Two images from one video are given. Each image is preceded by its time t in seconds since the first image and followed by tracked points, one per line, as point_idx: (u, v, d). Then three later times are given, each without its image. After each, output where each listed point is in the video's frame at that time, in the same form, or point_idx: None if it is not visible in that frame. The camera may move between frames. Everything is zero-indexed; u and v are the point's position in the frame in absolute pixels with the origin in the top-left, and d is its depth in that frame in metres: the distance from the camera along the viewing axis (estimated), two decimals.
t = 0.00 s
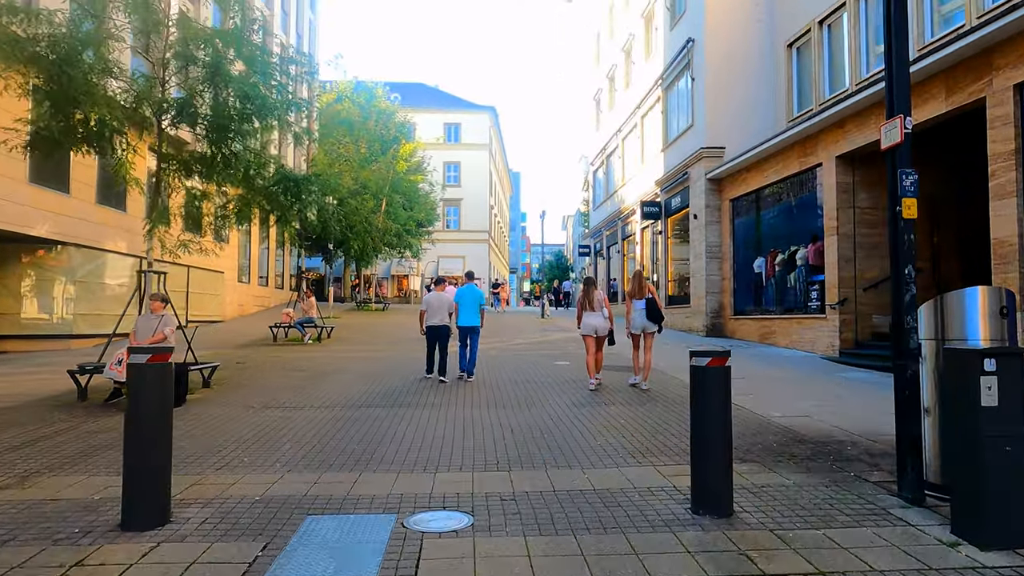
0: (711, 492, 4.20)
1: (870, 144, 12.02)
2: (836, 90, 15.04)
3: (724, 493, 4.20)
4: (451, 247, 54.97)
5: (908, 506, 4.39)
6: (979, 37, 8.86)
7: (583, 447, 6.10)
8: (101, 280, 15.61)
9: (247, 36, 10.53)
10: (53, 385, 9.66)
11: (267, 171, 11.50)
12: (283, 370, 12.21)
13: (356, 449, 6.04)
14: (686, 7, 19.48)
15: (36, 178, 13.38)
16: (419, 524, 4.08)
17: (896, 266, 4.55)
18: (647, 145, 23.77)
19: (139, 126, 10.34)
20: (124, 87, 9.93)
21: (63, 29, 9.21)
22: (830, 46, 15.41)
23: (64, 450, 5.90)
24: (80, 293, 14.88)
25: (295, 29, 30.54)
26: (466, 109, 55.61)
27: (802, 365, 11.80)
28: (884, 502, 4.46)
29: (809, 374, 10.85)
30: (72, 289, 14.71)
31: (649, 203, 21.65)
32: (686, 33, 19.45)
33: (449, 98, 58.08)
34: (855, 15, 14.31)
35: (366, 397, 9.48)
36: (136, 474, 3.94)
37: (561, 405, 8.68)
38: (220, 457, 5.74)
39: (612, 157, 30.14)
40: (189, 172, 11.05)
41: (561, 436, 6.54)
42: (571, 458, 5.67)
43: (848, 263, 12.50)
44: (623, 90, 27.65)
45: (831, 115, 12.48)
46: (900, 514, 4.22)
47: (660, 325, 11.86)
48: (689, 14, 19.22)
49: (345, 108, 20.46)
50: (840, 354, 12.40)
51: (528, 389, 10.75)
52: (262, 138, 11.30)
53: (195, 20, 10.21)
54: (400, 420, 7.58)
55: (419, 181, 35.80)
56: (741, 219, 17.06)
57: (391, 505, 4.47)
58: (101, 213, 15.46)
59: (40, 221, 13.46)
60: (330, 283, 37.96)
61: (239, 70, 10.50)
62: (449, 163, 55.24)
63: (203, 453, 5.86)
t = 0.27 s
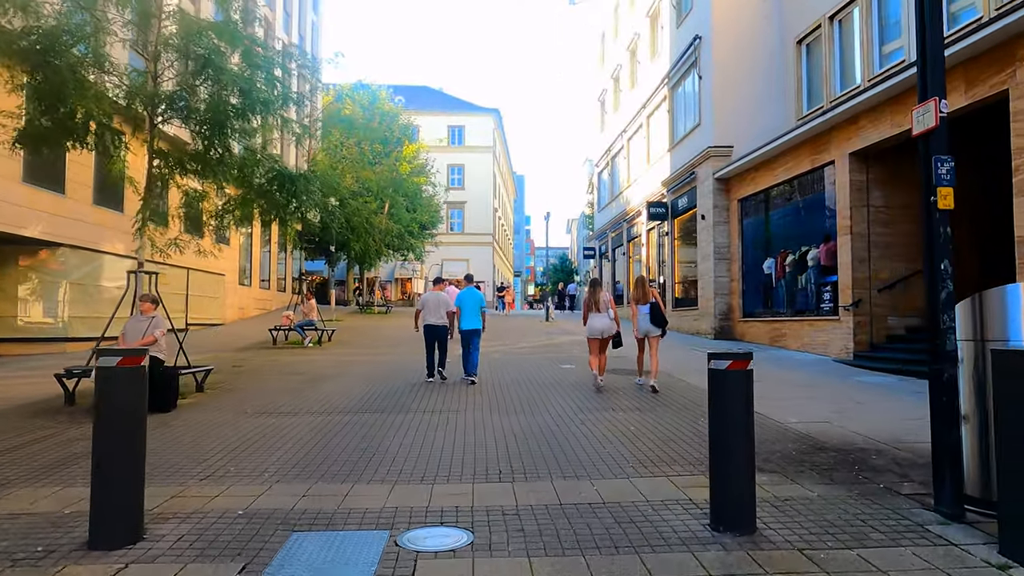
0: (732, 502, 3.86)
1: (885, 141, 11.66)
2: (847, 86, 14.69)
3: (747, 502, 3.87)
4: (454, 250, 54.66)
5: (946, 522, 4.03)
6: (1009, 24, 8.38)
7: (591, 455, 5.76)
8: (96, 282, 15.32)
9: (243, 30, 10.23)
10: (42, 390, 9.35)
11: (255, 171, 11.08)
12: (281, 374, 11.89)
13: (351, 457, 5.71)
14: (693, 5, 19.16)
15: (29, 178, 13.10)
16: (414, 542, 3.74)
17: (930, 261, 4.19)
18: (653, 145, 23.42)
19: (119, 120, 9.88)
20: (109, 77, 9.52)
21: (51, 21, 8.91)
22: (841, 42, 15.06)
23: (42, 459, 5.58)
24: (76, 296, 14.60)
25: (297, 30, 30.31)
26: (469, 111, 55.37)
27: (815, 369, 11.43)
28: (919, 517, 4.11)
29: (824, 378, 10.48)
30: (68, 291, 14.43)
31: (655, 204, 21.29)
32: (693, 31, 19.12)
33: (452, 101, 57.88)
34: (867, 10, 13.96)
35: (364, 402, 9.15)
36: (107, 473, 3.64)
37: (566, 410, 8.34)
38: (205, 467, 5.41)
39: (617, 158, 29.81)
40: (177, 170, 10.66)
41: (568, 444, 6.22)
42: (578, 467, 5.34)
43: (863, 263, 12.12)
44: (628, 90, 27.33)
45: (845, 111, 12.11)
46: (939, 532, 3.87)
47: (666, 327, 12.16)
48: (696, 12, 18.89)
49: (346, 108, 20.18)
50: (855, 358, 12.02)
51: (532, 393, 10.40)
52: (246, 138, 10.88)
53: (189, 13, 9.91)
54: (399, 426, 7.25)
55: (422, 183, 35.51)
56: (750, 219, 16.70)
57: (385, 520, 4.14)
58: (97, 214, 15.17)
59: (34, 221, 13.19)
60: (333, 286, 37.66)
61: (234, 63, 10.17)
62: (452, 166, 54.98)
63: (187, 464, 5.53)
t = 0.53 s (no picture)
0: (759, 515, 3.53)
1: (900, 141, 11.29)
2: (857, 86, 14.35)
3: (773, 514, 3.54)
4: (457, 253, 54.37)
5: (989, 553, 3.67)
6: None
7: (598, 472, 5.42)
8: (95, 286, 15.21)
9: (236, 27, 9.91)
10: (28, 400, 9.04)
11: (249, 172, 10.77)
12: (277, 381, 11.57)
13: (344, 475, 5.40)
14: (698, 4, 18.84)
15: (20, 181, 12.83)
16: None
17: (969, 267, 3.87)
18: (658, 147, 23.10)
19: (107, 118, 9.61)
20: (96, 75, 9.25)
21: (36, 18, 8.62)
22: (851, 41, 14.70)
23: (14, 477, 5.26)
24: (69, 301, 14.31)
25: (298, 33, 30.09)
26: (472, 114, 55.17)
27: (828, 376, 11.06)
28: (959, 548, 3.76)
29: (837, 386, 10.12)
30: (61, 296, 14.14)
31: (660, 207, 20.96)
32: (698, 30, 18.79)
33: (455, 104, 57.68)
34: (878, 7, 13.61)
35: (361, 411, 8.82)
36: (67, 483, 3.32)
37: (570, 419, 8.00)
38: (186, 487, 5.09)
39: (621, 160, 29.50)
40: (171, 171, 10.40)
41: (573, 459, 5.89)
42: (585, 487, 5.02)
43: (876, 267, 11.76)
44: (632, 91, 27.02)
45: (857, 110, 11.77)
46: (982, 564, 3.52)
47: (668, 328, 12.35)
48: (702, 11, 18.56)
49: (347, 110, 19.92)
50: (868, 364, 11.65)
51: (536, 400, 10.08)
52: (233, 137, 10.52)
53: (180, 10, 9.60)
54: (396, 439, 6.92)
55: (424, 186, 35.24)
56: (758, 222, 16.35)
57: (375, 549, 3.80)
58: (92, 218, 14.91)
59: (26, 225, 12.91)
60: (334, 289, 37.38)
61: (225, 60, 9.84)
62: (455, 169, 54.74)
63: (169, 484, 5.20)
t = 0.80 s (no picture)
0: (779, 521, 3.19)
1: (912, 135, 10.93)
2: (866, 81, 14.00)
3: (795, 519, 3.20)
4: (458, 255, 54.06)
5: None
6: None
7: (600, 481, 5.08)
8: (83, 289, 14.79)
9: (225, 17, 9.56)
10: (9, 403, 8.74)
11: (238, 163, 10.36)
12: (271, 384, 11.24)
13: (330, 484, 5.08)
14: None
15: (9, 179, 12.54)
16: None
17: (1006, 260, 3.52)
18: (661, 146, 22.75)
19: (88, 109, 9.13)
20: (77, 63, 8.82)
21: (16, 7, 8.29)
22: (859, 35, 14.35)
23: None
24: (60, 301, 14.02)
25: (296, 31, 29.77)
26: (473, 115, 54.88)
27: (837, 378, 10.72)
28: (997, 567, 3.41)
29: (848, 389, 9.77)
30: (51, 297, 13.85)
31: (663, 206, 20.61)
32: (702, 26, 18.44)
33: (457, 105, 57.42)
34: None
35: (353, 415, 8.48)
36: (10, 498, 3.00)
37: (571, 422, 7.66)
38: (159, 498, 4.73)
39: (623, 160, 29.17)
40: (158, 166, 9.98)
41: (574, 466, 5.56)
42: (586, 497, 4.68)
43: (887, 265, 11.41)
44: (634, 90, 26.69)
45: (867, 103, 11.40)
46: None
47: (673, 331, 11.97)
48: (706, 6, 18.21)
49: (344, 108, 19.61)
50: (880, 366, 11.29)
51: (536, 403, 9.74)
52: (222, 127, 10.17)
53: None
54: (387, 445, 6.58)
55: (424, 187, 34.95)
56: (763, 221, 16.00)
57: (354, 568, 3.45)
58: (83, 217, 14.57)
59: (15, 224, 12.61)
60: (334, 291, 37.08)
61: (212, 49, 9.47)
62: (456, 170, 54.46)
63: (141, 493, 4.84)
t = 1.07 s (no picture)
0: (806, 552, 2.86)
1: (926, 134, 10.56)
2: (874, 79, 13.63)
3: (825, 550, 2.86)
4: (458, 257, 53.69)
5: None
6: None
7: (604, 505, 4.72)
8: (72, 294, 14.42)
9: (212, 12, 9.18)
10: None
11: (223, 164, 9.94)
12: (261, 392, 10.85)
13: (312, 507, 4.75)
14: None
15: None
16: None
17: None
18: (663, 147, 22.39)
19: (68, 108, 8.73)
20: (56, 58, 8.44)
21: None
22: (867, 32, 13.97)
23: None
24: (48, 306, 13.65)
25: (294, 32, 29.44)
26: (473, 116, 54.55)
27: (849, 386, 10.33)
28: None
29: (861, 398, 9.38)
30: (38, 302, 13.47)
31: (666, 207, 20.24)
32: (706, 24, 18.09)
33: (457, 106, 57.08)
34: None
35: (345, 427, 8.12)
36: None
37: (572, 434, 7.30)
38: (127, 526, 4.38)
39: (625, 161, 28.82)
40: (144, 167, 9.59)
41: (575, 487, 5.21)
42: (589, 524, 4.33)
43: (899, 269, 11.04)
44: (636, 90, 26.33)
45: (878, 102, 11.03)
46: None
47: (677, 332, 11.74)
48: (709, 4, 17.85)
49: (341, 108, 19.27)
50: (891, 373, 10.92)
51: (536, 411, 9.38)
52: (209, 125, 9.83)
53: None
54: (378, 462, 6.22)
55: (423, 189, 34.60)
56: (769, 222, 15.62)
57: None
58: (71, 219, 14.21)
59: None
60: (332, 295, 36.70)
61: (197, 45, 9.09)
62: (456, 172, 54.12)
63: (107, 521, 4.47)
